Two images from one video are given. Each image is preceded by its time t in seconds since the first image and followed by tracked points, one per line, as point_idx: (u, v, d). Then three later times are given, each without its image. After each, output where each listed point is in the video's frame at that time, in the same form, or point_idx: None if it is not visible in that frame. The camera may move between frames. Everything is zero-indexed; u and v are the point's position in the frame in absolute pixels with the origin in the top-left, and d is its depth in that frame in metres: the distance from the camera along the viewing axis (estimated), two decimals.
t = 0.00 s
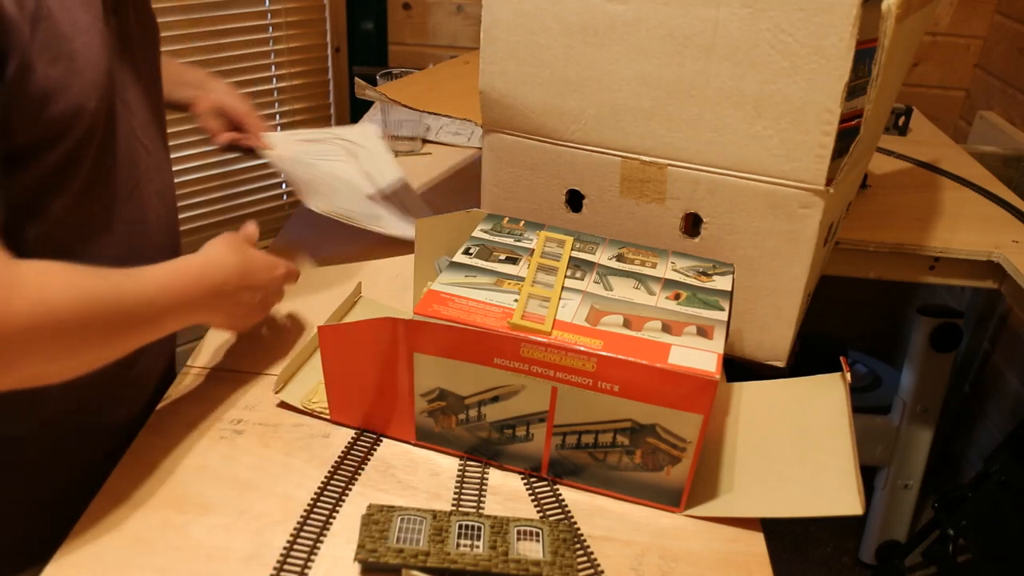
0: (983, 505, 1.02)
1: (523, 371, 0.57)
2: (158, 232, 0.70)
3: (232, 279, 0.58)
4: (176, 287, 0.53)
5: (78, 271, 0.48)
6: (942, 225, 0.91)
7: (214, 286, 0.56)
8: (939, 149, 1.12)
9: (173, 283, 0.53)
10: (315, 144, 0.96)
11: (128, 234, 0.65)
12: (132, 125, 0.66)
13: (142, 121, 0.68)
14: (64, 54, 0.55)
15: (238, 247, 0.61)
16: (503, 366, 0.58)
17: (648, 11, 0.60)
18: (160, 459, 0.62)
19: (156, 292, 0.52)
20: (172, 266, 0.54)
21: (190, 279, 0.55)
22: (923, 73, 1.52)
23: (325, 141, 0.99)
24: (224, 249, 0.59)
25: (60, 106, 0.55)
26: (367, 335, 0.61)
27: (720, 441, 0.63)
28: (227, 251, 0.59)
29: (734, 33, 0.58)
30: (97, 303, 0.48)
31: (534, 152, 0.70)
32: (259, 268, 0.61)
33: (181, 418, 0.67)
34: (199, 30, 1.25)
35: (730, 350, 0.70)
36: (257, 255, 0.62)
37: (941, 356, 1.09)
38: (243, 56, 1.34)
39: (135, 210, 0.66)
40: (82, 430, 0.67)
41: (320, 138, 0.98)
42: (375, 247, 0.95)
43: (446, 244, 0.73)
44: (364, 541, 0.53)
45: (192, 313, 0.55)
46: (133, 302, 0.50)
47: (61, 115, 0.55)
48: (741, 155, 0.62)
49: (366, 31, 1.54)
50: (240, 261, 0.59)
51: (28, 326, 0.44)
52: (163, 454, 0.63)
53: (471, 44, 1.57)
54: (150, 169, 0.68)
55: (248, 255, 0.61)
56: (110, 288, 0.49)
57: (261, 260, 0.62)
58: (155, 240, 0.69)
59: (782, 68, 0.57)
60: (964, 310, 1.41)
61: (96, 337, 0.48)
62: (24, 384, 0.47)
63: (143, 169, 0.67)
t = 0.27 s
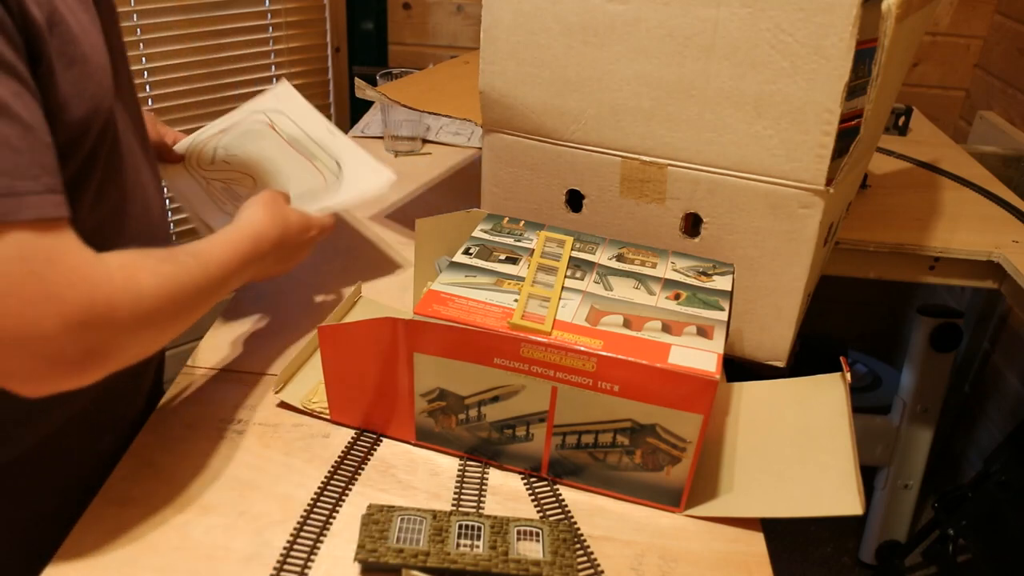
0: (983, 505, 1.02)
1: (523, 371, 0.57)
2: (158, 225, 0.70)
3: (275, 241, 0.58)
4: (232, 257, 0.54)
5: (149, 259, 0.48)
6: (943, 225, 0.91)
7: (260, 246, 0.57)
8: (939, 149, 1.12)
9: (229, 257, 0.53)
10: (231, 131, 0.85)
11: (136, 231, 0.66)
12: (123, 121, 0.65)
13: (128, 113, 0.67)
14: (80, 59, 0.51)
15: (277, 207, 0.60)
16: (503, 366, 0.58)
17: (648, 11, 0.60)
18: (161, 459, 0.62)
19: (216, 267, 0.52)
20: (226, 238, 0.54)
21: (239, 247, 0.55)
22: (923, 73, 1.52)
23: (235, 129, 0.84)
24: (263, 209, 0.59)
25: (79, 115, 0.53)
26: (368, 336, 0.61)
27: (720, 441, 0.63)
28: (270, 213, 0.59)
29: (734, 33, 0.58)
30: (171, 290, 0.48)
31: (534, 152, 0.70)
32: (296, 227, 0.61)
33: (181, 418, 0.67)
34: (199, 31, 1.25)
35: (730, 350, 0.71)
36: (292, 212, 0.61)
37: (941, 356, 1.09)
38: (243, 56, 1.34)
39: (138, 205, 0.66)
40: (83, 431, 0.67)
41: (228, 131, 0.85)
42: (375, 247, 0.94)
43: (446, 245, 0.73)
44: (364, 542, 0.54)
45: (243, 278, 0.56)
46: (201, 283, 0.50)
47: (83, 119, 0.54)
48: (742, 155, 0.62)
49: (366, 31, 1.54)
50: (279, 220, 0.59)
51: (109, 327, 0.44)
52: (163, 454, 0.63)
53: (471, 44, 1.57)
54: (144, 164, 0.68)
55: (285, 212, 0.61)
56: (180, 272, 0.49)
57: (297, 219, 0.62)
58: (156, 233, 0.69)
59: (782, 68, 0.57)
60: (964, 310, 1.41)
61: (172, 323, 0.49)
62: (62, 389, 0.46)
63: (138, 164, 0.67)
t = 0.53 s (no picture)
0: (983, 505, 1.02)
1: (523, 371, 0.57)
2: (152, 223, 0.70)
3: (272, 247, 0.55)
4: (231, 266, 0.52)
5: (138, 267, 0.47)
6: (943, 225, 0.91)
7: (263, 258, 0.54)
8: (939, 149, 1.12)
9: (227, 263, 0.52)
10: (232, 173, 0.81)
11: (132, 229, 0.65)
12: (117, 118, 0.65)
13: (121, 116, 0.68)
14: (73, 53, 0.52)
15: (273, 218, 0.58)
16: (503, 366, 0.58)
17: (648, 11, 0.60)
18: (161, 459, 0.62)
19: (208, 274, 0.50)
20: (223, 245, 0.53)
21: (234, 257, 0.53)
22: (923, 74, 1.52)
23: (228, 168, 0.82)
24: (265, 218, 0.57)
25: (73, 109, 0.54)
26: (368, 336, 0.61)
27: (720, 441, 0.63)
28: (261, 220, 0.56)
29: (734, 33, 0.58)
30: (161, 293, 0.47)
31: (534, 152, 0.70)
32: (298, 229, 0.58)
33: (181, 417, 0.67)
34: (199, 31, 1.25)
35: (730, 350, 0.71)
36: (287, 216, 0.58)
37: (941, 356, 1.09)
38: (243, 56, 1.34)
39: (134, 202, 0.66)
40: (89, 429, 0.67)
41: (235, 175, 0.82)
42: (375, 247, 0.94)
43: (446, 245, 0.73)
44: (364, 542, 0.53)
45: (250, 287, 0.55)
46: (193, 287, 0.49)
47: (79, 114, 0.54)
48: (742, 155, 0.62)
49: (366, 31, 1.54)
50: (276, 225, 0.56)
51: (102, 330, 0.44)
52: (163, 454, 0.63)
53: (471, 44, 1.57)
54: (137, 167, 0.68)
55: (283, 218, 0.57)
56: (174, 275, 0.48)
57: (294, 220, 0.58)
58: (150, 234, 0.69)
59: (782, 68, 0.57)
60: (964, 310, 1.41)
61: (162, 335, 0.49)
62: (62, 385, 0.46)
63: (134, 164, 0.67)
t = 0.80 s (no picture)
0: (983, 505, 1.02)
1: (523, 371, 0.57)
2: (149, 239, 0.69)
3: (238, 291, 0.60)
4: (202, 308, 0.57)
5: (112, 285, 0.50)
6: (943, 225, 0.91)
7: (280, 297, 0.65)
8: (939, 149, 1.12)
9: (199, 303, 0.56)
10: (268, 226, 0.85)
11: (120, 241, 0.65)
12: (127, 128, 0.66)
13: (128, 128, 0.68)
14: (64, 60, 0.54)
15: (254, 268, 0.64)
16: (502, 366, 0.58)
17: (648, 11, 0.60)
18: (161, 459, 0.63)
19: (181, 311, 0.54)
20: (201, 290, 0.58)
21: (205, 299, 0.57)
22: (923, 74, 1.52)
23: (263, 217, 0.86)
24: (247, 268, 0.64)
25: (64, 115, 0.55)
26: (368, 336, 0.61)
27: (720, 441, 0.63)
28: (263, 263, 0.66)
29: (734, 33, 0.58)
30: (133, 315, 0.51)
31: (534, 152, 0.70)
32: (278, 278, 0.65)
33: (181, 417, 0.67)
34: (199, 31, 1.25)
35: (731, 350, 0.71)
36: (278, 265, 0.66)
37: (941, 356, 1.09)
38: (243, 56, 1.34)
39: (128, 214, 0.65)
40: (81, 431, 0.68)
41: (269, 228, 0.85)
42: (375, 247, 0.94)
43: (446, 245, 0.73)
44: (364, 542, 0.54)
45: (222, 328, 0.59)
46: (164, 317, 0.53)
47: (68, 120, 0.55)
48: (742, 155, 0.62)
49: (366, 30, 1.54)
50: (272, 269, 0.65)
51: (64, 337, 0.47)
52: (163, 454, 0.63)
53: (471, 44, 1.57)
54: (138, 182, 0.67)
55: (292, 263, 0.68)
56: (145, 297, 0.52)
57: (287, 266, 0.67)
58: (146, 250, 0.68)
59: (782, 68, 0.57)
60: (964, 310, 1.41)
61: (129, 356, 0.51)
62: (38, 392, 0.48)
63: (138, 178, 0.67)
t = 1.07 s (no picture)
0: (982, 505, 1.02)
1: (523, 371, 0.57)
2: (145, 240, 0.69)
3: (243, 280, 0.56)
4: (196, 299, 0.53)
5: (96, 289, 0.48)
6: (943, 225, 0.91)
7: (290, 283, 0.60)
8: (939, 149, 1.12)
9: (189, 295, 0.53)
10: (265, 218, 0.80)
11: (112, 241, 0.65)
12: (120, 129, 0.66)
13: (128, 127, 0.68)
14: (58, 61, 0.54)
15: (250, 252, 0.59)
16: (502, 366, 0.58)
17: (648, 11, 0.60)
18: (161, 459, 0.63)
19: (168, 308, 0.51)
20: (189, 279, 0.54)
21: (199, 291, 0.54)
22: (923, 74, 1.52)
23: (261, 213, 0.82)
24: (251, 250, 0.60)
25: (50, 117, 0.55)
26: (368, 336, 0.61)
27: (720, 440, 0.63)
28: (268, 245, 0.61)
29: (734, 32, 0.58)
30: (117, 316, 0.48)
31: (533, 152, 0.70)
32: (285, 262, 0.60)
33: (181, 417, 0.67)
34: (199, 31, 1.25)
35: (731, 350, 0.71)
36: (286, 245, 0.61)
37: (941, 356, 1.09)
38: (243, 56, 1.34)
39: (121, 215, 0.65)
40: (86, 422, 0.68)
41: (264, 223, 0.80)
42: (375, 247, 0.94)
43: (446, 245, 0.73)
44: (364, 542, 0.54)
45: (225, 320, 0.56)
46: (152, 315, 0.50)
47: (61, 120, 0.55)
48: (742, 155, 0.62)
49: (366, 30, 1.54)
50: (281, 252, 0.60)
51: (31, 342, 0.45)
52: (163, 454, 0.63)
53: (471, 44, 1.57)
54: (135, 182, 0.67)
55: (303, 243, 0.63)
56: (128, 299, 0.49)
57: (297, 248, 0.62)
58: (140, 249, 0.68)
59: (782, 68, 0.57)
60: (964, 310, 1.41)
61: (113, 358, 0.50)
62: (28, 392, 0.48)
63: (136, 179, 0.67)
